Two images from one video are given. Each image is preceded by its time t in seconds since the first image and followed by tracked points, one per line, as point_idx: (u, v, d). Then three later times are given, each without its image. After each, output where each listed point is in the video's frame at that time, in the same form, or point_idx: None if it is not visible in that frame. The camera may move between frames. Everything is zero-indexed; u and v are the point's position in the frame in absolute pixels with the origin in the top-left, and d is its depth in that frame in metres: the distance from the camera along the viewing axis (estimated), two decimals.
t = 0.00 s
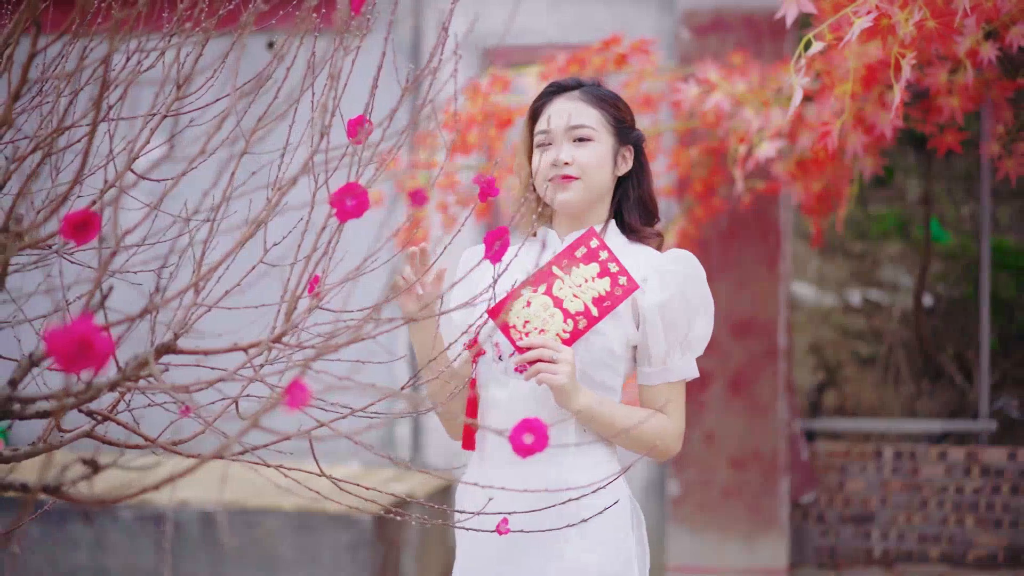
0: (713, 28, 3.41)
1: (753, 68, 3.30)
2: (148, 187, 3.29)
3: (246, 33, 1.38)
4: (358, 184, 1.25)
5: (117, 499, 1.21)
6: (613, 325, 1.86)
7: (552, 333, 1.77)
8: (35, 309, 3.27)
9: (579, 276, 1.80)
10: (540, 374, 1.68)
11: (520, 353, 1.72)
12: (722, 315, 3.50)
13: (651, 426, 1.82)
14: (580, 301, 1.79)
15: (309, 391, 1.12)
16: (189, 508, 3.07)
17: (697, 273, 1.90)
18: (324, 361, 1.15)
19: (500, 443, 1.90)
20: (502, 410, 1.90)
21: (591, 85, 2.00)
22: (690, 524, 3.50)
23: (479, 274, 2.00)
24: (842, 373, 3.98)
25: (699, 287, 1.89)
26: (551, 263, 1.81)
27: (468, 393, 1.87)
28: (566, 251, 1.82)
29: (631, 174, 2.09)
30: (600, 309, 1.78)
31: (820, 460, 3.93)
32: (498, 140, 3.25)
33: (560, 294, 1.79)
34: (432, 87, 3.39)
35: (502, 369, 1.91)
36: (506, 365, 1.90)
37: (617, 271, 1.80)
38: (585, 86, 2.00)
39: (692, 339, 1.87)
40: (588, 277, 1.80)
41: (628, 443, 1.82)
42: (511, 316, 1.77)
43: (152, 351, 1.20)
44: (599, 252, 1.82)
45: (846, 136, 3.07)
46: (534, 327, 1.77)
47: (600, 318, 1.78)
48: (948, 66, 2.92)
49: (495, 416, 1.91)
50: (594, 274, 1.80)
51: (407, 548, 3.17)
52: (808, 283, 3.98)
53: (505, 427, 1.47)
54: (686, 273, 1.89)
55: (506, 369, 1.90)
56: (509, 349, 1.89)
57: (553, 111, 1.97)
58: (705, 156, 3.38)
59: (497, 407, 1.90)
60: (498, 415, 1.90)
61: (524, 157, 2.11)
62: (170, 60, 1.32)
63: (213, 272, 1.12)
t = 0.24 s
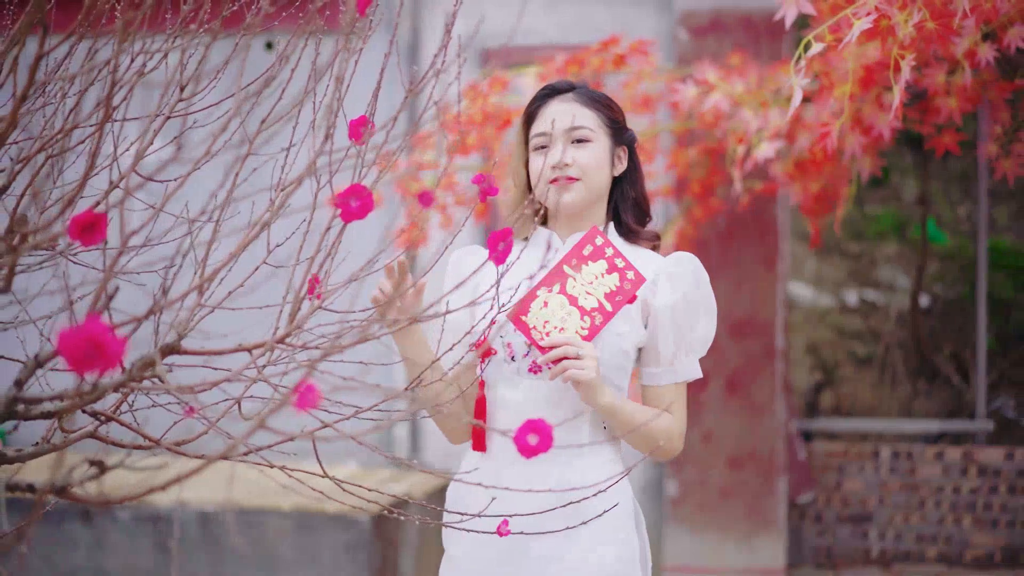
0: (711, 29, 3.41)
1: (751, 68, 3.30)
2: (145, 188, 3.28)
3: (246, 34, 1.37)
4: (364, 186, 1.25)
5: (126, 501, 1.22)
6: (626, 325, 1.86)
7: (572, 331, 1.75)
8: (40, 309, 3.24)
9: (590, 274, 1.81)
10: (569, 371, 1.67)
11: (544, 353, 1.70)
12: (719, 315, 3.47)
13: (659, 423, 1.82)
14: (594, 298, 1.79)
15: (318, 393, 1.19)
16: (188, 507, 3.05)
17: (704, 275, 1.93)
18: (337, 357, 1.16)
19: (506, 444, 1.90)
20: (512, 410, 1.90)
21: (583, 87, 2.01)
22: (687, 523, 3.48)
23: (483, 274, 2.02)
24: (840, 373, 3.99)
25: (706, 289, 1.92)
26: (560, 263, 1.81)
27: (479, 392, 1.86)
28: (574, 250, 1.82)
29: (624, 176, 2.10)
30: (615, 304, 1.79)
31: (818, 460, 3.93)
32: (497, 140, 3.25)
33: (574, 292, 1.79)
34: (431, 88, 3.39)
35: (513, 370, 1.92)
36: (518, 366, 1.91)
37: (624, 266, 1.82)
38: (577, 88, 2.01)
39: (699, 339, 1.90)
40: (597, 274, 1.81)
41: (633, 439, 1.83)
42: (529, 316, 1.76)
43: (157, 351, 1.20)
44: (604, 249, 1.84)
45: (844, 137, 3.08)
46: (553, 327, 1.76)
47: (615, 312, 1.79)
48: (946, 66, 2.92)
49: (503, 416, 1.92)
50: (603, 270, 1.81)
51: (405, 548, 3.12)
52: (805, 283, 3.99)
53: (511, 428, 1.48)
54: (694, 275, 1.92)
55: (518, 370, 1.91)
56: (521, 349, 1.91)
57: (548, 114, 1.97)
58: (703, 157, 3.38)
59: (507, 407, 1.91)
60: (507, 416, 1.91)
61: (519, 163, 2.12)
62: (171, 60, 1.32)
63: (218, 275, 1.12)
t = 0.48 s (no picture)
0: (710, 30, 3.39)
1: (750, 69, 3.30)
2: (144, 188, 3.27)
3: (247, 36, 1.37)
4: (370, 190, 1.25)
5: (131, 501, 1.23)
6: (632, 325, 1.87)
7: (594, 322, 1.75)
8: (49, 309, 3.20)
9: (602, 265, 1.81)
10: (601, 362, 1.69)
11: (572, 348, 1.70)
12: (717, 315, 3.41)
13: (668, 419, 1.86)
14: (609, 289, 1.79)
15: (327, 394, 1.19)
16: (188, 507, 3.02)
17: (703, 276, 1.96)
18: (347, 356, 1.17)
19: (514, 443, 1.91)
20: (522, 411, 1.92)
21: (577, 89, 2.02)
22: (686, 523, 3.42)
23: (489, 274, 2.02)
24: (837, 373, 4.00)
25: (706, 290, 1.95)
26: (573, 257, 1.80)
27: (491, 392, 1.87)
28: (584, 245, 1.81)
29: (617, 179, 2.12)
30: (628, 293, 1.79)
31: (817, 460, 3.93)
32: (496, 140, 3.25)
33: (591, 285, 1.78)
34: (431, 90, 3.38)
35: (523, 371, 1.93)
36: (528, 367, 1.92)
37: (631, 256, 1.84)
38: (571, 91, 2.02)
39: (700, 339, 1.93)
40: (608, 266, 1.82)
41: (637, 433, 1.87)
42: (552, 313, 1.75)
43: (162, 351, 1.21)
44: (611, 241, 1.85)
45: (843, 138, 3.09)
46: (577, 321, 1.75)
47: (630, 302, 1.79)
48: (944, 68, 2.93)
49: (513, 416, 1.93)
50: (613, 262, 1.82)
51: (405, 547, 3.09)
52: (803, 283, 4.00)
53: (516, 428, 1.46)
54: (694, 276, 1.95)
55: (529, 371, 1.92)
56: (531, 350, 1.91)
57: (544, 117, 1.98)
58: (702, 157, 3.38)
59: (516, 408, 1.92)
60: (518, 416, 1.92)
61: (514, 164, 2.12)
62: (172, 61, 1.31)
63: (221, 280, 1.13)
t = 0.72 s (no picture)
0: (709, 31, 3.38)
1: (750, 70, 3.28)
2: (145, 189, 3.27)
3: (247, 38, 1.36)
4: (375, 192, 1.26)
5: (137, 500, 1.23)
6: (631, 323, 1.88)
7: (615, 310, 1.77)
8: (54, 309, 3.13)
9: (615, 253, 1.81)
10: (630, 349, 1.72)
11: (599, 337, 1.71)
12: (717, 315, 3.39)
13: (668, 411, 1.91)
14: (623, 277, 1.80)
15: (335, 396, 1.21)
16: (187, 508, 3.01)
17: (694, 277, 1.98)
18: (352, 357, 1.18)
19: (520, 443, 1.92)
20: (528, 411, 1.93)
21: (570, 93, 2.06)
22: (684, 523, 3.42)
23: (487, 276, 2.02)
24: (836, 374, 4.01)
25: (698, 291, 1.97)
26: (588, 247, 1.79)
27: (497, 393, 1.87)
28: (597, 235, 1.80)
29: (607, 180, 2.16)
30: (641, 279, 1.81)
31: (815, 460, 3.94)
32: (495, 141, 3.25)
33: (608, 275, 1.79)
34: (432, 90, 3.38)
35: (528, 372, 1.94)
36: (533, 367, 1.93)
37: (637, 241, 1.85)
38: (564, 93, 2.06)
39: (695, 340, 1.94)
40: (620, 253, 1.82)
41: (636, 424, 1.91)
42: (577, 305, 1.74)
43: (167, 351, 1.21)
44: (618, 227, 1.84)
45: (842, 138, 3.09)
46: (600, 311, 1.75)
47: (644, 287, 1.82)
48: (944, 68, 2.93)
49: (518, 417, 1.93)
50: (623, 249, 1.83)
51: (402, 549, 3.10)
52: (801, 284, 4.01)
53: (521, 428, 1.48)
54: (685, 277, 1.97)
55: (534, 371, 1.93)
56: (536, 351, 1.92)
57: (537, 117, 2.00)
58: (701, 158, 3.37)
59: (520, 408, 1.93)
60: (525, 417, 1.93)
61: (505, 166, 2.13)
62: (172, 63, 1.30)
63: (224, 284, 1.13)
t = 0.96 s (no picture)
0: (708, 31, 3.34)
1: (748, 71, 3.29)
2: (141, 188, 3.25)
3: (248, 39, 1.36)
4: (377, 193, 1.26)
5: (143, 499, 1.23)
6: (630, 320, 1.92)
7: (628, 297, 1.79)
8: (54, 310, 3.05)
9: (625, 240, 1.80)
10: (644, 335, 1.77)
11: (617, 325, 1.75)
12: (716, 315, 3.38)
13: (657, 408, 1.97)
14: (633, 264, 1.81)
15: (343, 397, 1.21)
16: (185, 509, 3.00)
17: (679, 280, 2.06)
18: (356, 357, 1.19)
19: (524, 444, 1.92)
20: (530, 412, 1.93)
21: (567, 94, 2.06)
22: (683, 525, 3.40)
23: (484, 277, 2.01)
24: (834, 374, 4.01)
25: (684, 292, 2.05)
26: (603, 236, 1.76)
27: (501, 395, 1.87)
28: (610, 223, 1.76)
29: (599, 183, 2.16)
30: (648, 266, 1.83)
31: (813, 460, 3.95)
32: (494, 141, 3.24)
33: (621, 262, 1.79)
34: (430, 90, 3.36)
35: (530, 371, 1.94)
36: (535, 366, 1.93)
37: (642, 224, 1.84)
38: (558, 94, 2.05)
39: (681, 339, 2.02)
40: (628, 240, 1.81)
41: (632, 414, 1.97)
42: (595, 293, 1.74)
43: (171, 352, 1.22)
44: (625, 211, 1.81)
45: (841, 139, 3.10)
46: (615, 299, 1.77)
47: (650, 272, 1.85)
48: (943, 70, 2.93)
49: (519, 418, 1.94)
50: (632, 235, 1.82)
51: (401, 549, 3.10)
52: (799, 284, 4.02)
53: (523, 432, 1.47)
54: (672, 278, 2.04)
55: (536, 371, 1.93)
56: (538, 351, 1.93)
57: (532, 119, 2.00)
58: (700, 159, 3.36)
59: (526, 410, 1.93)
60: (528, 418, 1.93)
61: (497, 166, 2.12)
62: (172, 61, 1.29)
63: (228, 285, 1.14)
